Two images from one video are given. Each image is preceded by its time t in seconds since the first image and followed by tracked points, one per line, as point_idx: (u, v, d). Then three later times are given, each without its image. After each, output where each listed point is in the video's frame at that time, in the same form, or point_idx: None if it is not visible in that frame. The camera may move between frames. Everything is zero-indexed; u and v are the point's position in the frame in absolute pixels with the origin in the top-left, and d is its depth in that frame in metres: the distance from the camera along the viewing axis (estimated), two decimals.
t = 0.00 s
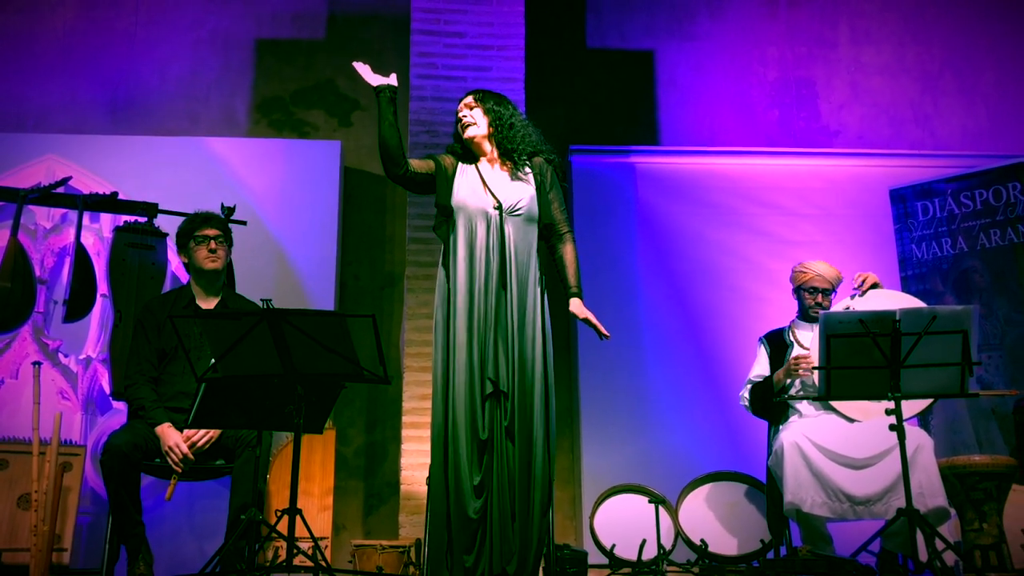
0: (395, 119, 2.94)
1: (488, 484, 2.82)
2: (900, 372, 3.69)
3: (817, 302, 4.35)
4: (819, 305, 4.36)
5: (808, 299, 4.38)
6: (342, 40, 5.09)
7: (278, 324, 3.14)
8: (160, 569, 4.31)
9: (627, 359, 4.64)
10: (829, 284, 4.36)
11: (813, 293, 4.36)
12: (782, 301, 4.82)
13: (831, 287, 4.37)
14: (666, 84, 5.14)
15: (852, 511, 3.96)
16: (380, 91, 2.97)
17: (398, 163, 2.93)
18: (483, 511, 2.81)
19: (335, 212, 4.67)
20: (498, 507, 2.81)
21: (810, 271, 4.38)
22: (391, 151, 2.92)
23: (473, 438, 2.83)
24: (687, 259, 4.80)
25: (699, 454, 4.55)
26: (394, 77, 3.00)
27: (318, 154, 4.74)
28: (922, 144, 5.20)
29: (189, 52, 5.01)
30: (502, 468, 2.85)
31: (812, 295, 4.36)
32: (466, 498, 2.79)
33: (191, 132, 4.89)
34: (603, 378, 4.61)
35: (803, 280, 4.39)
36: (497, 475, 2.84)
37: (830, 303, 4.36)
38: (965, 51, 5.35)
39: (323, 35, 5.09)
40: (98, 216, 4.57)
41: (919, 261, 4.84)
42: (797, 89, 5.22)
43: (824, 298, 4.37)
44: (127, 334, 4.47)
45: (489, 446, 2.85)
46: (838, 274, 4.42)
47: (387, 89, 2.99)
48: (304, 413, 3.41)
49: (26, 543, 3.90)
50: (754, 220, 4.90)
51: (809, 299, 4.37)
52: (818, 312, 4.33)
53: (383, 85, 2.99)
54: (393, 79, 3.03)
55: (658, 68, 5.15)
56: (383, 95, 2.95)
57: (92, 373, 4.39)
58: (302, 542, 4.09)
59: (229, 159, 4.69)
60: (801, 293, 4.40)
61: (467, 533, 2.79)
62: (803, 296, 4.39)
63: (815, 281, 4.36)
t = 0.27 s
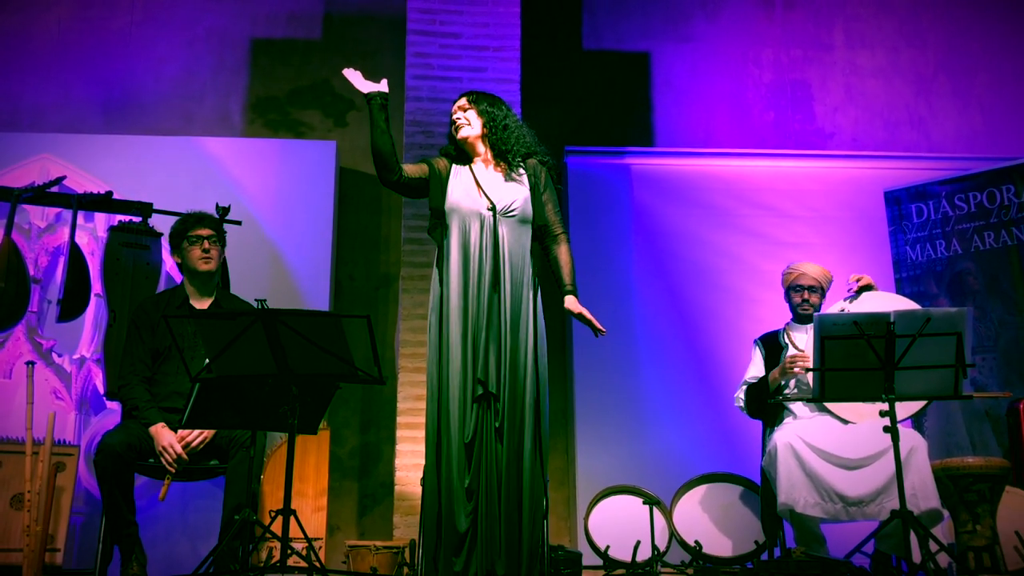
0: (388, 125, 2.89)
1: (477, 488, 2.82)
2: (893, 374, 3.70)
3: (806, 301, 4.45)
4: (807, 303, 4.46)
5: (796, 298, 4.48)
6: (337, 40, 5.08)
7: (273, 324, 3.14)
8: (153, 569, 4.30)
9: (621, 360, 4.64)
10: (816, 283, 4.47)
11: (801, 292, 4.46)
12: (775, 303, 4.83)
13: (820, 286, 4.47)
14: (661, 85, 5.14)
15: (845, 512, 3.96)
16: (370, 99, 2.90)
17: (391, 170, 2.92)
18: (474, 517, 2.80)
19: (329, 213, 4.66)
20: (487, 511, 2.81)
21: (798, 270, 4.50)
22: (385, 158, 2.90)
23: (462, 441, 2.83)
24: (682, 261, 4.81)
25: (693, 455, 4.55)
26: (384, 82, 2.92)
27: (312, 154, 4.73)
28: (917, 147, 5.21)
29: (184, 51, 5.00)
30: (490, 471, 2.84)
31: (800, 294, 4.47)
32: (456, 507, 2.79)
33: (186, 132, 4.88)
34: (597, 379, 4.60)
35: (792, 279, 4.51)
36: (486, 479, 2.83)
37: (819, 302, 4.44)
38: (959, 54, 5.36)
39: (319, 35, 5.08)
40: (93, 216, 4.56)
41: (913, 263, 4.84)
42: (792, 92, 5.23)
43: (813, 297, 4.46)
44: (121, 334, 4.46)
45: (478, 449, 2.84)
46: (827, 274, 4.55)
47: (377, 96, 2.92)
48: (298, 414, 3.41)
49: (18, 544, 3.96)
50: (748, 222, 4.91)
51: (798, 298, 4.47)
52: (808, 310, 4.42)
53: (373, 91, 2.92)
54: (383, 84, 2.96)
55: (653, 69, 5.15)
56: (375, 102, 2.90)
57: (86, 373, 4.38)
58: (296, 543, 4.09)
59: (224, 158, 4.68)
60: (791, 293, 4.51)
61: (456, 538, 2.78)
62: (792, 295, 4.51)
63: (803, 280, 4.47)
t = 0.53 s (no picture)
0: (380, 129, 2.89)
1: (469, 489, 2.82)
2: (886, 376, 3.71)
3: (795, 301, 4.41)
4: (797, 303, 4.42)
5: (785, 299, 4.44)
6: (332, 40, 5.08)
7: (266, 323, 3.14)
8: (146, 569, 4.29)
9: (615, 361, 4.64)
10: (806, 283, 4.42)
11: (789, 292, 4.42)
12: (768, 305, 4.84)
13: (810, 286, 4.42)
14: (655, 86, 5.14)
15: (839, 513, 3.97)
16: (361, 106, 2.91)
17: (384, 175, 2.92)
18: (465, 519, 2.81)
19: (323, 213, 4.65)
20: (479, 512, 2.81)
21: (789, 272, 4.44)
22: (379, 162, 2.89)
23: (454, 443, 2.83)
24: (675, 262, 4.81)
25: (686, 456, 4.56)
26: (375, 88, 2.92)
27: (307, 154, 4.73)
28: (911, 149, 5.22)
29: (178, 50, 4.99)
30: (481, 473, 2.83)
31: (788, 294, 4.42)
32: (448, 509, 2.80)
33: (180, 132, 4.87)
34: (591, 380, 4.61)
35: (781, 281, 4.46)
36: (477, 481, 2.83)
37: (809, 301, 4.40)
38: (953, 56, 5.38)
39: (313, 35, 5.08)
40: (86, 215, 4.55)
41: (906, 265, 4.84)
42: (786, 93, 5.23)
43: (802, 296, 4.42)
44: (114, 334, 4.45)
45: (470, 450, 2.85)
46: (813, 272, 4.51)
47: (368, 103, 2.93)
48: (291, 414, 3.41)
49: (12, 544, 3.93)
50: (742, 224, 4.91)
51: (787, 298, 4.43)
52: (797, 311, 4.39)
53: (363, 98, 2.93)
54: (373, 91, 2.97)
55: (648, 70, 5.16)
56: (366, 108, 2.90)
57: (79, 373, 4.37)
58: (289, 544, 4.08)
59: (218, 158, 4.67)
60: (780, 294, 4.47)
61: (449, 540, 2.79)
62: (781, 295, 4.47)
63: (791, 280, 4.43)
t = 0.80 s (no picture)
0: (373, 129, 2.90)
1: (461, 489, 2.82)
2: (879, 376, 3.72)
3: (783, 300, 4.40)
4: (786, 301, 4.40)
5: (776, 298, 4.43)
6: (326, 39, 5.07)
7: (259, 323, 3.13)
8: (137, 569, 4.28)
9: (608, 362, 4.64)
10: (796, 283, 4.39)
11: (778, 292, 4.41)
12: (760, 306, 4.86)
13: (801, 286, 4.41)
14: (649, 87, 5.15)
15: (830, 514, 3.98)
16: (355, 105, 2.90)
17: (378, 176, 2.91)
18: (456, 518, 2.80)
19: (316, 212, 4.65)
20: (471, 512, 2.81)
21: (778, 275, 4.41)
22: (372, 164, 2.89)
23: (449, 443, 2.82)
24: (669, 262, 4.81)
25: (678, 456, 4.57)
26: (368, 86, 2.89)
27: (300, 153, 4.72)
28: (903, 151, 5.24)
29: (171, 49, 4.97)
30: (475, 474, 2.83)
31: (777, 294, 4.41)
32: (438, 509, 2.78)
33: (173, 130, 4.86)
34: (585, 380, 4.60)
35: (772, 281, 4.43)
36: (470, 481, 2.83)
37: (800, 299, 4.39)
38: (946, 58, 5.39)
39: (307, 34, 5.07)
40: (78, 213, 4.53)
41: (899, 266, 4.84)
42: (780, 94, 5.24)
43: (792, 296, 4.40)
44: (106, 332, 4.44)
45: (464, 451, 2.85)
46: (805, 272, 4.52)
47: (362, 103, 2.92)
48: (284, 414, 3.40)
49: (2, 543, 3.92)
50: (736, 225, 4.92)
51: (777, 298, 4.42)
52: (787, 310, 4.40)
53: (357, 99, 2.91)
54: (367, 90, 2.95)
55: (642, 71, 5.16)
56: (359, 109, 2.89)
57: (70, 372, 4.35)
58: (281, 543, 4.08)
59: (212, 157, 4.66)
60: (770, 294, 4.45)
61: (440, 540, 2.77)
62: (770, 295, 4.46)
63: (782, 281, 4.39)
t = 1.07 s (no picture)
0: (365, 125, 2.94)
1: (456, 488, 2.82)
2: (869, 378, 3.73)
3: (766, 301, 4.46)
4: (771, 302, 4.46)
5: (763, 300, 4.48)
6: (319, 38, 5.06)
7: (250, 321, 3.13)
8: (126, 568, 4.27)
9: (599, 363, 4.65)
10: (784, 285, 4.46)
11: (766, 293, 4.47)
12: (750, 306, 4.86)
13: (789, 288, 4.47)
14: (642, 87, 5.15)
15: (821, 516, 4.00)
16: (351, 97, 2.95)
17: (366, 169, 2.94)
18: (452, 515, 2.80)
19: (308, 211, 4.65)
20: (466, 512, 2.80)
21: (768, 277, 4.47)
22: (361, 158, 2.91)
23: (440, 443, 2.82)
24: (660, 263, 4.82)
25: (669, 457, 4.58)
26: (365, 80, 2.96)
27: (292, 152, 4.71)
28: (894, 153, 5.26)
29: (164, 47, 4.96)
30: (470, 473, 2.83)
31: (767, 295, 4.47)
32: (434, 506, 2.78)
33: (164, 128, 4.85)
34: (576, 381, 4.61)
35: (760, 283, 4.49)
36: (465, 480, 2.83)
37: (787, 301, 4.46)
38: (937, 61, 5.41)
39: (300, 33, 5.06)
40: (69, 211, 4.52)
41: (888, 268, 4.84)
42: (771, 96, 5.26)
43: (781, 296, 4.46)
44: (96, 331, 4.42)
45: (457, 451, 2.85)
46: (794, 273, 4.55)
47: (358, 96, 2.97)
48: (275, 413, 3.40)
49: None
50: (728, 226, 4.93)
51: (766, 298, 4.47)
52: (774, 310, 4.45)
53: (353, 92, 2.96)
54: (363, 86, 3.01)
55: (635, 71, 5.17)
56: (353, 102, 2.94)
57: (60, 370, 4.34)
58: (271, 543, 4.07)
59: (203, 156, 4.65)
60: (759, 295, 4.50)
61: (434, 539, 2.78)
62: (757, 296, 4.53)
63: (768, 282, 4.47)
